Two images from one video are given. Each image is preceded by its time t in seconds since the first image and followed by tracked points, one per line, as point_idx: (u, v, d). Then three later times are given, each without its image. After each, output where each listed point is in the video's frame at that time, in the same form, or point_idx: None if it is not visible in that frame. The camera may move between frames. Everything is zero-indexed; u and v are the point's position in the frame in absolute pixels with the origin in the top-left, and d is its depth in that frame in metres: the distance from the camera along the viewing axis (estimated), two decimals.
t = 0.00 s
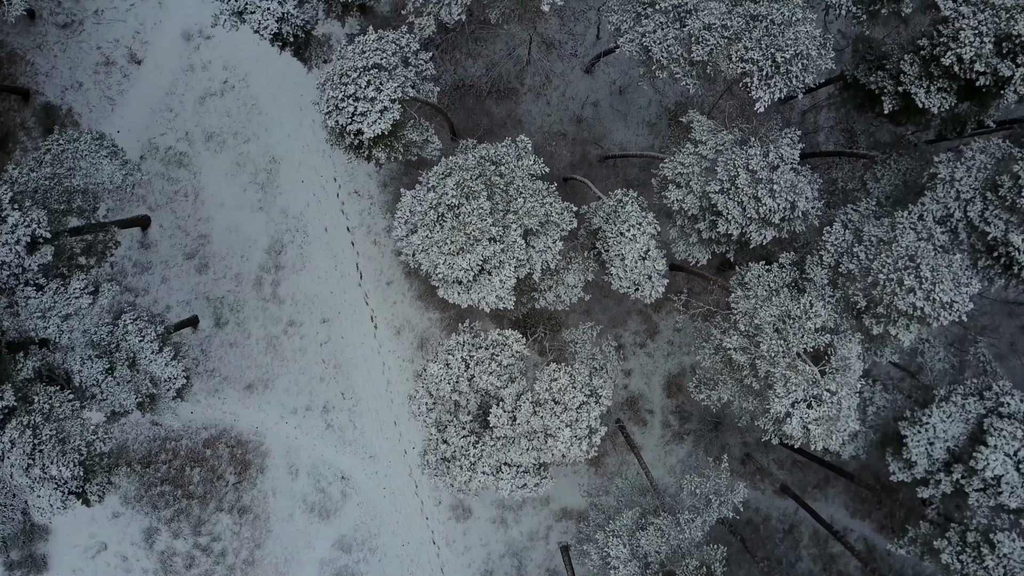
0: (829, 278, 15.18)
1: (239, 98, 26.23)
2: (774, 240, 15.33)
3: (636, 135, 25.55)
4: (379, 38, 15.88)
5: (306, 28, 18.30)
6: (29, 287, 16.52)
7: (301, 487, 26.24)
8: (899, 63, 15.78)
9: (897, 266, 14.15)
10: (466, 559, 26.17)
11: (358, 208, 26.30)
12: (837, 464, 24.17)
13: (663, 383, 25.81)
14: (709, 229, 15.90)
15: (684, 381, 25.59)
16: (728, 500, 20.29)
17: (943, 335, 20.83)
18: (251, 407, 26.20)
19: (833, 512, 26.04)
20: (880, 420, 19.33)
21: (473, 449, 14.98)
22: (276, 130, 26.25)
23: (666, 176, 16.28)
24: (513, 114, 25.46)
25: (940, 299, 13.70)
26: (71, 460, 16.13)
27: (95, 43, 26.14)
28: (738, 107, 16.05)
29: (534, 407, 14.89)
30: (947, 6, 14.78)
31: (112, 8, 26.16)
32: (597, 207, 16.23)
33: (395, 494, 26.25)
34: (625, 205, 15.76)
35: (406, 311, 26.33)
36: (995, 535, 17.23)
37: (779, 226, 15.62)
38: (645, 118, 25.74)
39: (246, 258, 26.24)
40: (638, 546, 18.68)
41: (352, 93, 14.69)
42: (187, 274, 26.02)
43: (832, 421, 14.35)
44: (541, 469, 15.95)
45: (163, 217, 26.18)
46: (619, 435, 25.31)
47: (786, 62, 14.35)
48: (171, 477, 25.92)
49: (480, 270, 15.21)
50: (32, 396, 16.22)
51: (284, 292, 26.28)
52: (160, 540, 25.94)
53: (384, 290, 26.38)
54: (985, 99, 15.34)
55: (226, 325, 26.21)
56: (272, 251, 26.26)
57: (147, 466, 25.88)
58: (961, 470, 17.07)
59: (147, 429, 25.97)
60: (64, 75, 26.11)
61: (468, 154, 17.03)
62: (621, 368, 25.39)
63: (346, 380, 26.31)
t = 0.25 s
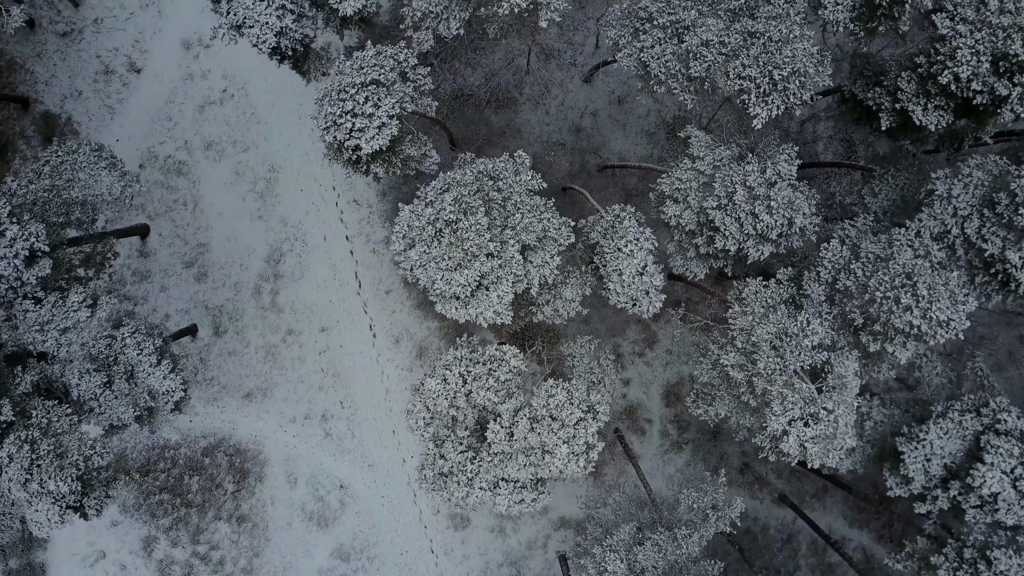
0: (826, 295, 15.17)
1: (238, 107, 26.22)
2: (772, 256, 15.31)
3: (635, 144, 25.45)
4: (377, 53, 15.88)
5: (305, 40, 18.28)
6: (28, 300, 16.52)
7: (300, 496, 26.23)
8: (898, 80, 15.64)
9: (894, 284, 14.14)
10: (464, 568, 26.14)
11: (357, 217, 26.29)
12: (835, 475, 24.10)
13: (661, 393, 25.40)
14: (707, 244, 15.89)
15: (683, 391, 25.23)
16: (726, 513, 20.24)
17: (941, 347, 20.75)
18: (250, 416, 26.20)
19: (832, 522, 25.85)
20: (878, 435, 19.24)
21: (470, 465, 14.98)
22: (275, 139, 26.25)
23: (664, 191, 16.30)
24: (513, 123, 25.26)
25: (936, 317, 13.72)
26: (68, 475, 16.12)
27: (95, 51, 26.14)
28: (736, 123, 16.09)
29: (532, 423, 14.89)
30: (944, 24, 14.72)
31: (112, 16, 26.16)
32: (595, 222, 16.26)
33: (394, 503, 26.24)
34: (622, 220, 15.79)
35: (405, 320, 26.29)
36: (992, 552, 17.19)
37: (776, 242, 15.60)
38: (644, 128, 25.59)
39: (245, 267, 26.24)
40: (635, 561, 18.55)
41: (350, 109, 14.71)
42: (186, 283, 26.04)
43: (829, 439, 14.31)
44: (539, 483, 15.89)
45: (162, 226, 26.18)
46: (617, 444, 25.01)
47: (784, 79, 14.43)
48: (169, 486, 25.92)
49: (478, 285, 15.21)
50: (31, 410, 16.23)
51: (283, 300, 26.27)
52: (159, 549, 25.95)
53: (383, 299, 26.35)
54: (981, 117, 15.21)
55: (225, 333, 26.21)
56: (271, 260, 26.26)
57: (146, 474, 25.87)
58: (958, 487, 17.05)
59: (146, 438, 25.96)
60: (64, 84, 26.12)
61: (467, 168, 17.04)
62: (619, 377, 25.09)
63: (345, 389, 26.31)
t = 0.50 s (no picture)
0: (823, 310, 15.19)
1: (238, 115, 26.22)
2: (769, 271, 15.30)
3: (634, 153, 25.29)
4: (375, 67, 15.88)
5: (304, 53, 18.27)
6: (26, 313, 16.51)
7: (299, 504, 26.24)
8: (895, 96, 15.72)
9: (891, 301, 14.13)
10: None
11: (356, 225, 26.28)
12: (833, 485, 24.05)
13: (660, 402, 24.79)
14: (705, 258, 15.90)
15: (682, 400, 24.67)
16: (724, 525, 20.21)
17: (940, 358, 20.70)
18: (248, 424, 26.21)
19: (830, 531, 25.71)
20: (875, 449, 19.22)
21: (467, 479, 14.99)
22: (274, 147, 26.24)
23: (662, 205, 16.30)
24: (513, 132, 25.12)
25: (933, 334, 13.71)
26: (66, 489, 16.10)
27: (95, 60, 26.17)
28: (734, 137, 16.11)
29: (529, 438, 14.90)
30: (942, 41, 14.66)
31: (111, 25, 26.18)
32: (593, 236, 16.28)
33: (392, 511, 26.24)
34: (620, 235, 15.81)
35: (404, 329, 26.28)
36: (989, 567, 17.18)
37: (774, 257, 15.59)
38: (643, 136, 25.39)
39: (244, 275, 26.25)
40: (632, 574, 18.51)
41: (348, 125, 14.73)
42: (186, 291, 26.06)
43: (826, 457, 14.31)
44: (536, 498, 15.89)
45: (161, 234, 26.20)
46: (615, 453, 24.47)
47: (781, 96, 14.42)
48: (168, 494, 25.93)
49: (475, 300, 15.21)
50: (29, 423, 16.21)
51: (282, 308, 26.27)
52: (157, 557, 25.96)
53: (382, 307, 26.33)
54: (978, 134, 15.17)
55: (223, 342, 26.21)
56: (270, 268, 26.26)
57: (145, 482, 25.88)
58: (955, 502, 17.03)
59: (144, 446, 25.97)
60: (64, 92, 26.15)
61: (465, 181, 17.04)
62: (618, 386, 24.66)
63: (343, 397, 26.29)
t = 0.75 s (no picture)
0: (821, 325, 15.23)
1: (237, 123, 26.24)
2: (767, 285, 15.31)
3: (632, 161, 25.17)
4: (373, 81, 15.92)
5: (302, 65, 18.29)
6: (25, 325, 16.52)
7: (297, 512, 26.23)
8: (892, 111, 15.79)
9: (888, 317, 14.14)
10: None
11: (355, 233, 26.28)
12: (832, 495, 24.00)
13: (658, 410, 24.75)
14: (702, 272, 15.91)
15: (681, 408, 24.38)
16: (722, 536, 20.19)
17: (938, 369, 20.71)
18: (247, 432, 26.21)
19: (828, 540, 25.57)
20: (873, 462, 19.21)
21: (465, 494, 15.00)
22: (273, 155, 26.22)
23: (659, 219, 16.32)
24: (511, 141, 25.08)
25: (930, 351, 13.74)
26: (63, 502, 16.14)
27: (94, 68, 26.19)
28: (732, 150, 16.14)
29: (526, 453, 14.90)
30: (939, 58, 14.60)
31: (111, 33, 26.19)
32: (591, 249, 16.30)
33: (391, 519, 26.23)
34: (617, 249, 15.82)
35: (402, 337, 26.26)
36: None
37: (772, 271, 15.60)
38: (642, 145, 25.31)
39: (243, 283, 26.25)
40: None
41: (346, 139, 14.77)
42: (185, 299, 26.07)
43: (823, 473, 14.31)
44: (533, 512, 15.90)
45: (160, 242, 26.21)
46: (614, 462, 24.44)
47: (778, 112, 14.50)
48: (167, 502, 25.94)
49: (473, 314, 15.22)
50: (26, 437, 16.25)
51: (281, 316, 26.26)
52: (156, 564, 25.96)
53: (381, 316, 26.31)
54: (976, 150, 15.15)
55: (222, 349, 26.20)
56: (269, 276, 26.25)
57: (144, 490, 25.88)
58: (952, 517, 17.03)
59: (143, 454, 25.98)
60: (63, 100, 26.17)
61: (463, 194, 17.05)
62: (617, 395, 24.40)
63: (342, 405, 26.27)
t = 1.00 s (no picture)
0: (818, 339, 15.29)
1: (236, 131, 26.25)
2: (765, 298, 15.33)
3: (631, 169, 25.00)
4: (372, 94, 15.98)
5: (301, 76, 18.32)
6: (23, 336, 16.54)
7: (296, 519, 26.19)
8: (890, 126, 15.88)
9: (885, 332, 14.28)
10: None
11: (354, 240, 26.26)
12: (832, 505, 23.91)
13: (657, 418, 24.38)
14: (700, 285, 15.94)
15: (681, 417, 23.99)
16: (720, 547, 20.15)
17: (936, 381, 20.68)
18: (246, 439, 26.20)
19: (827, 548, 25.22)
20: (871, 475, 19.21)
21: (462, 507, 15.00)
22: (272, 163, 26.22)
23: (657, 232, 16.34)
24: (510, 148, 24.86)
25: (927, 366, 13.89)
26: (60, 515, 16.20)
27: (93, 75, 26.22)
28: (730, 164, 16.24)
29: (524, 467, 14.90)
30: (936, 74, 14.65)
31: (110, 40, 26.21)
32: (589, 262, 16.32)
33: (389, 527, 26.16)
34: (615, 262, 15.85)
35: (401, 344, 26.23)
36: None
37: (769, 285, 15.64)
38: (641, 153, 25.10)
39: (242, 290, 26.25)
40: None
41: (344, 153, 14.82)
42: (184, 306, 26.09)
43: (820, 489, 14.32)
44: (531, 525, 15.88)
45: (159, 249, 26.22)
46: (614, 470, 23.99)
47: (776, 126, 14.61)
48: (166, 509, 25.95)
49: (472, 327, 15.23)
50: (24, 449, 16.32)
51: (279, 324, 26.24)
52: (155, 571, 25.97)
53: (380, 323, 26.27)
54: (973, 164, 15.27)
55: (221, 357, 26.20)
56: (268, 283, 26.24)
57: (143, 497, 25.89)
58: (949, 531, 17.03)
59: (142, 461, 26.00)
60: (62, 107, 26.19)
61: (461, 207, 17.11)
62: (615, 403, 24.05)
63: (341, 412, 26.24)
